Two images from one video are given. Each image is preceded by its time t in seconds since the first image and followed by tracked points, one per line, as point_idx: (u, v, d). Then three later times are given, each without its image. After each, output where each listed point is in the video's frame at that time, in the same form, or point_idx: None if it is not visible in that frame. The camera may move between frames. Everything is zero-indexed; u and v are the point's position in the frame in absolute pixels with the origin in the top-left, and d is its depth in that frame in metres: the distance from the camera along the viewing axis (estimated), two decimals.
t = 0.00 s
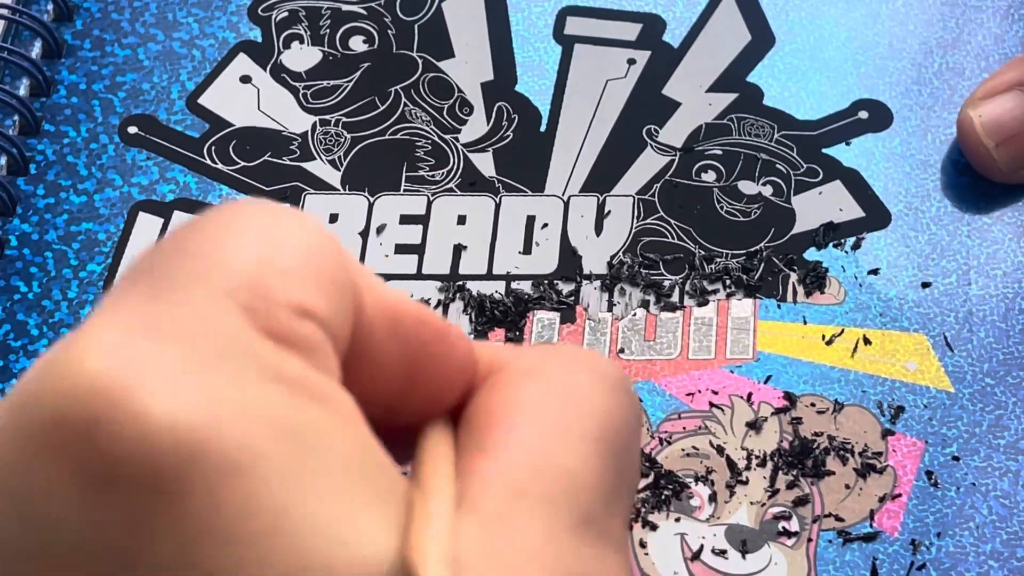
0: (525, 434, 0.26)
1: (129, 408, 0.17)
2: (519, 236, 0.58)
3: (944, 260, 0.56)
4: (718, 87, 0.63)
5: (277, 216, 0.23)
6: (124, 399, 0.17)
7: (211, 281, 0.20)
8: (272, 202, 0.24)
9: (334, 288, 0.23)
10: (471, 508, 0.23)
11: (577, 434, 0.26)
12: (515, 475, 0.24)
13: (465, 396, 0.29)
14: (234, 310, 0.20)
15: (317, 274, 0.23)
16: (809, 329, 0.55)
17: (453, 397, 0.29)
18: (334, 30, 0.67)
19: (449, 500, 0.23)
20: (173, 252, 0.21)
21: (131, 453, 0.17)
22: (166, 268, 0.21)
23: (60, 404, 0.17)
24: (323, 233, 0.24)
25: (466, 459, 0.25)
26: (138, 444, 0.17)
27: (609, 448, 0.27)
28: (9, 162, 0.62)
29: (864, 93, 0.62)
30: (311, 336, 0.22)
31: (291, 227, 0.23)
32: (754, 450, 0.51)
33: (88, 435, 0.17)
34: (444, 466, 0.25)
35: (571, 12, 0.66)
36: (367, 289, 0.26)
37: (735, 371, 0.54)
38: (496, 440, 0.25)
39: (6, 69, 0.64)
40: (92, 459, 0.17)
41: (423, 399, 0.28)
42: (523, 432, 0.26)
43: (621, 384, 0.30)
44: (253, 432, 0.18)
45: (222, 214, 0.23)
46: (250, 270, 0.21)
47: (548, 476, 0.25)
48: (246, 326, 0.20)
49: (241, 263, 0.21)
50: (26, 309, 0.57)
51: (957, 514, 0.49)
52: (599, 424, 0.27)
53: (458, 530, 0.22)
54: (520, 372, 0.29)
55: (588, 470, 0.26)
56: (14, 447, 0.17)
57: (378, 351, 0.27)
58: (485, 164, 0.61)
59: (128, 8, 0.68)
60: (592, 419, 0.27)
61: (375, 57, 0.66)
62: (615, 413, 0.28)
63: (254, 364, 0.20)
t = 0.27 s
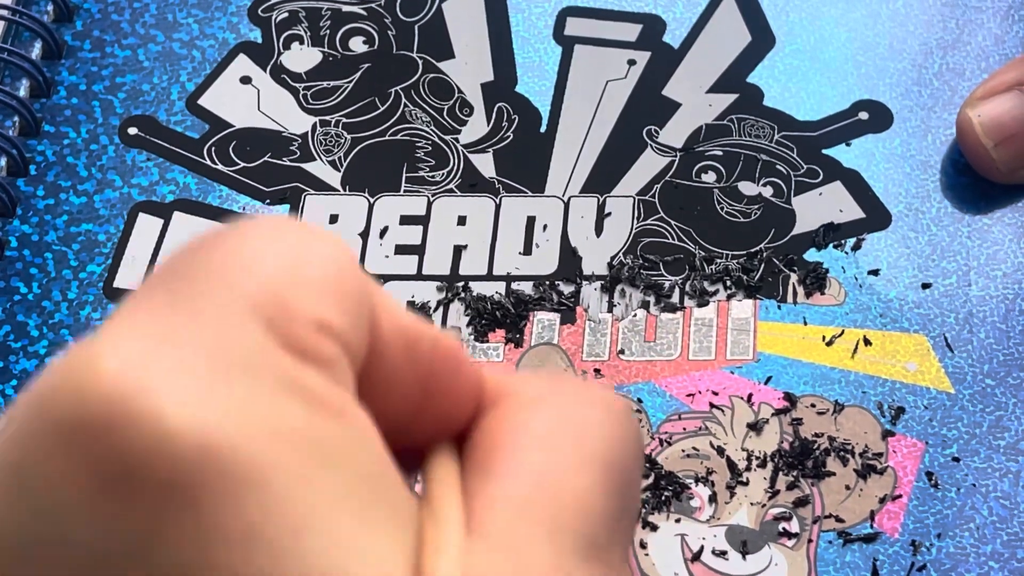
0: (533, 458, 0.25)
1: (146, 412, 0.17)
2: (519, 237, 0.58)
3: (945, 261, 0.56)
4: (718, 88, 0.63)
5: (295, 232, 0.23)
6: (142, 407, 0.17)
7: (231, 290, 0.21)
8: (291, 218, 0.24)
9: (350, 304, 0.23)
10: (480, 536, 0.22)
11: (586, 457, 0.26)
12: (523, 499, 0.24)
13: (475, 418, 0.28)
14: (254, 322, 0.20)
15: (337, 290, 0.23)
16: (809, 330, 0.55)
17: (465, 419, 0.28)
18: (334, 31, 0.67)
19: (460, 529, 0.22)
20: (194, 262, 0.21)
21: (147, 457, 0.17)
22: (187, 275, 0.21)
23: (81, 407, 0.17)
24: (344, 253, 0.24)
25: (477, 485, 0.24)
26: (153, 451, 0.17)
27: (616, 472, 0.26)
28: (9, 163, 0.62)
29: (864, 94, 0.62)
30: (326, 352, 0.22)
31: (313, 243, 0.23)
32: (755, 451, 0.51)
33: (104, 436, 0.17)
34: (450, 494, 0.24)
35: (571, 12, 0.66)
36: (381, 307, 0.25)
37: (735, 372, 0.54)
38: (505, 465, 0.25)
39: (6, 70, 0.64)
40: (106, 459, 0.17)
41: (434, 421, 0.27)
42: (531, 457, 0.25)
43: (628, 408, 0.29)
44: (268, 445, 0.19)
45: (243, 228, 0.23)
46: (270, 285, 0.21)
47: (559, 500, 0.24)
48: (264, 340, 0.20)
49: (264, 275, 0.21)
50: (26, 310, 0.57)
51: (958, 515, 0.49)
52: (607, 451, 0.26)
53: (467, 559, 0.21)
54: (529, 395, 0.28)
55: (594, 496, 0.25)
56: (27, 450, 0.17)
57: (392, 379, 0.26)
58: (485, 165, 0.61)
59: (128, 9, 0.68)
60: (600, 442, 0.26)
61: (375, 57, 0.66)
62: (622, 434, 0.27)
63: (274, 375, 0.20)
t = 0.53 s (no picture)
0: (538, 478, 0.26)
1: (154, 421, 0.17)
2: (521, 239, 0.58)
3: (946, 262, 0.56)
4: (718, 90, 0.63)
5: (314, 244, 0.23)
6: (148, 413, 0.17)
7: (243, 303, 0.20)
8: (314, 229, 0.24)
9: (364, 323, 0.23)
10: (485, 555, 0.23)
11: (590, 479, 0.26)
12: (526, 521, 0.24)
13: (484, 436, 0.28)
14: (264, 335, 0.20)
15: (352, 307, 0.23)
16: (810, 332, 0.55)
17: (474, 435, 0.28)
18: (334, 33, 0.67)
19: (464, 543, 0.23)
20: (209, 267, 0.21)
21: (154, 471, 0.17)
22: (200, 284, 0.21)
23: (83, 415, 0.17)
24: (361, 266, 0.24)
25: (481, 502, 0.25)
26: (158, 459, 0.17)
27: (618, 496, 0.27)
28: (9, 166, 0.62)
29: (865, 95, 0.62)
30: (340, 368, 0.22)
31: (330, 255, 0.23)
32: (756, 453, 0.51)
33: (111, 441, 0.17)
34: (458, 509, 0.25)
35: (572, 14, 0.66)
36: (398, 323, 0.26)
37: (736, 374, 0.54)
38: (510, 483, 0.25)
39: (6, 73, 0.64)
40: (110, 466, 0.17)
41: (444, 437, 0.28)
42: (537, 477, 0.26)
43: (634, 437, 0.30)
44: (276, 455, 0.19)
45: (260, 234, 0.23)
46: (285, 296, 0.21)
47: (560, 522, 0.25)
48: (276, 357, 0.20)
49: (275, 286, 0.21)
50: (27, 313, 0.57)
51: (960, 517, 0.49)
52: (612, 475, 0.27)
53: None
54: (537, 416, 0.29)
55: (594, 520, 0.25)
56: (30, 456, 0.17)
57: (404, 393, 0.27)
58: (486, 167, 0.61)
59: (128, 11, 0.68)
60: (605, 466, 0.27)
61: (375, 60, 0.66)
62: (625, 460, 0.28)
63: (284, 391, 0.20)
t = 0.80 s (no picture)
0: (539, 505, 0.26)
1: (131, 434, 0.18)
2: (521, 239, 0.58)
3: (946, 262, 0.56)
4: (718, 90, 0.63)
5: (314, 264, 0.24)
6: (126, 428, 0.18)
7: (232, 326, 0.21)
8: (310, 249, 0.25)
9: (360, 347, 0.24)
10: None
11: (594, 512, 0.26)
12: (523, 547, 0.25)
13: (485, 466, 0.29)
14: (253, 358, 0.21)
15: (347, 330, 0.23)
16: (811, 332, 0.54)
17: (474, 468, 0.29)
18: (334, 33, 0.67)
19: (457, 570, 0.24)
20: (203, 283, 0.23)
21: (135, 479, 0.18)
22: (195, 306, 0.22)
23: (72, 430, 0.18)
24: (357, 288, 0.24)
25: (480, 527, 0.26)
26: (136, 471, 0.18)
27: (624, 526, 0.27)
28: (9, 166, 0.62)
29: (865, 95, 0.62)
30: (330, 389, 0.23)
31: (329, 281, 0.24)
32: (757, 453, 0.51)
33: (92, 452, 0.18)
34: (454, 538, 0.25)
35: (572, 14, 0.66)
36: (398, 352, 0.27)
37: (737, 374, 0.54)
38: (510, 512, 0.26)
39: (6, 73, 0.64)
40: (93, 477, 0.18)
41: (442, 468, 0.29)
42: (536, 504, 0.26)
43: (646, 473, 0.30)
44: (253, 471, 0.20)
45: (261, 253, 0.24)
46: (278, 317, 0.22)
47: (557, 549, 0.25)
48: (262, 376, 0.21)
49: (270, 307, 0.22)
50: (27, 314, 0.57)
51: (960, 517, 0.49)
52: (619, 508, 0.27)
53: None
54: (541, 446, 0.29)
55: (596, 550, 0.26)
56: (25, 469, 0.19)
57: (405, 417, 0.28)
58: (486, 167, 0.61)
59: (128, 11, 0.68)
60: (610, 499, 0.27)
61: (375, 60, 0.66)
62: (632, 492, 0.28)
63: (271, 412, 0.21)
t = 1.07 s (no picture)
0: (529, 501, 0.26)
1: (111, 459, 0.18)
2: (521, 240, 0.58)
3: (947, 263, 0.56)
4: (718, 90, 0.63)
5: (302, 269, 0.24)
6: (104, 450, 0.18)
7: (217, 336, 0.21)
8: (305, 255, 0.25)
9: (346, 355, 0.23)
10: None
11: (585, 511, 0.26)
12: (513, 546, 0.24)
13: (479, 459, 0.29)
14: (234, 371, 0.21)
15: (334, 335, 0.23)
16: (811, 332, 0.54)
17: (471, 456, 0.29)
18: (334, 34, 0.67)
19: None
20: (191, 296, 0.22)
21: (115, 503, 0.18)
22: (177, 316, 0.21)
23: (53, 451, 0.18)
24: (345, 295, 0.24)
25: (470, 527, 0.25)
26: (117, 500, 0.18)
27: (615, 527, 0.27)
28: (9, 167, 0.62)
29: (866, 95, 0.62)
30: (315, 403, 0.22)
31: (318, 285, 0.24)
32: (757, 454, 0.51)
33: (75, 484, 0.18)
34: (442, 534, 0.25)
35: (572, 14, 0.66)
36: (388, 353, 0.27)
37: (737, 375, 0.54)
38: (500, 509, 0.26)
39: (6, 74, 0.64)
40: (73, 502, 0.18)
41: (443, 458, 0.29)
42: (526, 502, 0.26)
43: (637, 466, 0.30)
44: (236, 482, 0.19)
45: (239, 261, 0.23)
46: (263, 328, 0.22)
47: (546, 548, 0.25)
48: (246, 392, 0.21)
49: (255, 320, 0.22)
50: (27, 315, 0.57)
51: (961, 518, 0.49)
52: (611, 501, 0.27)
53: None
54: (537, 441, 0.29)
55: (587, 549, 0.25)
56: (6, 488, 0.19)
57: (395, 418, 0.28)
58: (486, 168, 0.61)
59: (128, 12, 0.68)
60: (602, 494, 0.27)
61: (375, 61, 0.66)
62: (625, 488, 0.28)
63: (249, 427, 0.20)
